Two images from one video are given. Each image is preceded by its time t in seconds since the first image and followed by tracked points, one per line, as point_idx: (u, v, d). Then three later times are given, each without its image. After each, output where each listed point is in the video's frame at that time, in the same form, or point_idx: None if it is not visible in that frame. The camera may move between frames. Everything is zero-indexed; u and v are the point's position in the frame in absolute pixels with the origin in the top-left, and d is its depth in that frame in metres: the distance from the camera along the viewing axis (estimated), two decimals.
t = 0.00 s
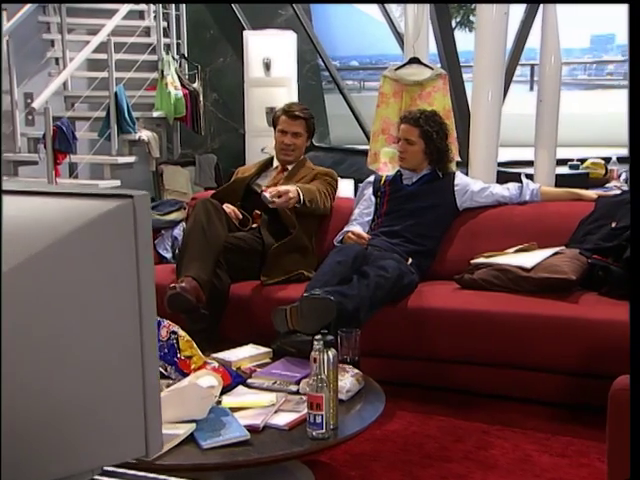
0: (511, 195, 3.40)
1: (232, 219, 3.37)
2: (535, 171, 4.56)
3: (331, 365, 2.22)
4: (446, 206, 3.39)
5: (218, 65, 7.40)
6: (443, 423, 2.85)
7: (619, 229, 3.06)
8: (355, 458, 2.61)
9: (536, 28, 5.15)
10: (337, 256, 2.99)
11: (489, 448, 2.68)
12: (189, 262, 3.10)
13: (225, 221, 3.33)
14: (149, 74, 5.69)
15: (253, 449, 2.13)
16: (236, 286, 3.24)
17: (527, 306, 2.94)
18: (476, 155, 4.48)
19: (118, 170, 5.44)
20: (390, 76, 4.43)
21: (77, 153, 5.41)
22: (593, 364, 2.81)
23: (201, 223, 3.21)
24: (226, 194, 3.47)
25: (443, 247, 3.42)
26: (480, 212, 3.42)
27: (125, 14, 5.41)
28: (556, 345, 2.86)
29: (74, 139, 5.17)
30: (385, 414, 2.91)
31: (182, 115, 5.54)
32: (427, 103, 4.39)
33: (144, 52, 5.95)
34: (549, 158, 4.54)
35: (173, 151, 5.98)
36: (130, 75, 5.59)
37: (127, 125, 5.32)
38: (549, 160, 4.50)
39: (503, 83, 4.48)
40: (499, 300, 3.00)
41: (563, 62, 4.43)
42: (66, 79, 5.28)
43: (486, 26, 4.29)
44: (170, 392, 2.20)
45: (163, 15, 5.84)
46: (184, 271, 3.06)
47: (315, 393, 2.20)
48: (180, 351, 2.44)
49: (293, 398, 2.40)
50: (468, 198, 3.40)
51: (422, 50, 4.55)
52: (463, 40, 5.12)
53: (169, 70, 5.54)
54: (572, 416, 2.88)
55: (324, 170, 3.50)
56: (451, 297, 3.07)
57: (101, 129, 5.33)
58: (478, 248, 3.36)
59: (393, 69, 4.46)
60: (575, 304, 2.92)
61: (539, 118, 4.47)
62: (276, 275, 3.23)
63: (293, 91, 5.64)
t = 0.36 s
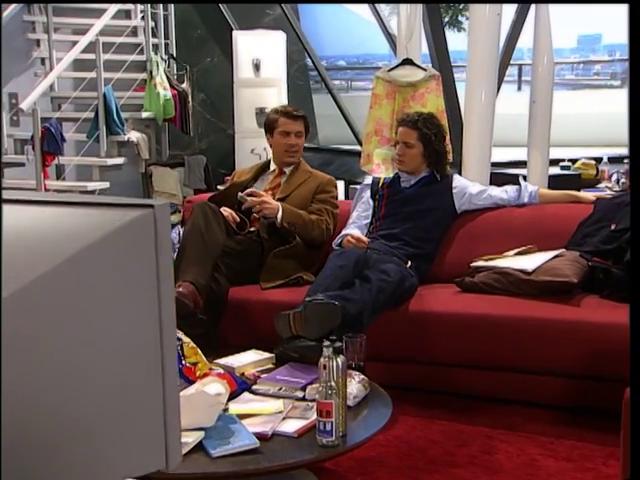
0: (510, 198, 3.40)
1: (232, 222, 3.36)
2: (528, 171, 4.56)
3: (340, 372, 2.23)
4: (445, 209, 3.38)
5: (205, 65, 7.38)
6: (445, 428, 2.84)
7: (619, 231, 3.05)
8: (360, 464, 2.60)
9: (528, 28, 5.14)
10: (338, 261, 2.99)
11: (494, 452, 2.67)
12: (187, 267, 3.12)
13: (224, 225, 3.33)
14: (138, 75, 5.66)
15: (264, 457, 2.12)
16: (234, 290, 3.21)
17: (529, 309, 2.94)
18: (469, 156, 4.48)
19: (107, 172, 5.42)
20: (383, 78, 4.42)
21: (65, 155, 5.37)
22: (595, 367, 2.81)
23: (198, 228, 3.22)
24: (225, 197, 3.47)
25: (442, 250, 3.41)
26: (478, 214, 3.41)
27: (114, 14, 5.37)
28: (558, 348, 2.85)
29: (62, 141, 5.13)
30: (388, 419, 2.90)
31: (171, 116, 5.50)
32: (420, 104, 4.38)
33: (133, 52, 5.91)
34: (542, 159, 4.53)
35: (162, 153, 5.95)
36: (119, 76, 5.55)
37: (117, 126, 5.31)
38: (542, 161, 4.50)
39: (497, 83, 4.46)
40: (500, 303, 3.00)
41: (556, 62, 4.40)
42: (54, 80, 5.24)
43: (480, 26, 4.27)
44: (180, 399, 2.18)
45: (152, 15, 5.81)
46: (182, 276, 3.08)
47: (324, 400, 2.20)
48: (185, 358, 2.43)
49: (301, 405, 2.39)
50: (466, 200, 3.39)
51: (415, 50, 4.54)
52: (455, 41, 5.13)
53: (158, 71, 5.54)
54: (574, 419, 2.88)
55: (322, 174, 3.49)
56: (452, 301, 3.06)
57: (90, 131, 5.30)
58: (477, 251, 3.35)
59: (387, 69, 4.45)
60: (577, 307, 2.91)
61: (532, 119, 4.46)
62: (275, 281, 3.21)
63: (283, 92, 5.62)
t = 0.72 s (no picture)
0: (510, 201, 3.39)
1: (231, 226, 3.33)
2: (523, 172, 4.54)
3: (352, 380, 2.22)
4: (446, 212, 3.36)
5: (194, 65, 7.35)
6: (451, 433, 2.83)
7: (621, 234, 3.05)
8: (368, 471, 2.58)
9: (522, 29, 5.15)
10: (342, 265, 2.98)
11: (502, 458, 2.66)
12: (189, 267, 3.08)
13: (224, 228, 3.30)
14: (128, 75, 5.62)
15: (277, 467, 2.10)
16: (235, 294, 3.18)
17: (533, 313, 2.92)
18: (465, 157, 4.46)
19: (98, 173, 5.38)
20: (378, 79, 4.40)
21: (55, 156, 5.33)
22: (600, 372, 2.80)
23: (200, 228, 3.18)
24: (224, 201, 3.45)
25: (443, 254, 3.39)
26: (479, 217, 3.40)
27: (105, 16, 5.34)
28: (564, 351, 2.84)
29: (53, 142, 5.09)
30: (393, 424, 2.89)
31: (162, 116, 5.48)
32: (415, 105, 4.36)
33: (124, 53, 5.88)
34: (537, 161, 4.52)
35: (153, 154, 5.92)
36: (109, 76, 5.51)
37: (107, 126, 5.29)
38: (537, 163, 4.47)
39: (492, 82, 4.45)
40: (504, 307, 2.98)
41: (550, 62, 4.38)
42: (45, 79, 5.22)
43: (474, 29, 4.25)
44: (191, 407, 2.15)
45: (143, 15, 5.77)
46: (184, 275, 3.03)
47: (337, 408, 2.18)
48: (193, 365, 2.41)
49: (310, 412, 2.38)
50: (466, 203, 3.38)
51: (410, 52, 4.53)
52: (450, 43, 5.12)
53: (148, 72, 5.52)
54: (580, 423, 2.87)
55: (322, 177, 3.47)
56: (455, 305, 3.05)
57: (80, 132, 5.25)
58: (478, 254, 3.34)
59: (382, 71, 4.43)
60: (581, 310, 2.90)
61: (528, 120, 4.44)
62: (277, 284, 3.19)
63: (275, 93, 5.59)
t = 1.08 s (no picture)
0: (510, 204, 3.38)
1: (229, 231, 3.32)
2: (518, 173, 4.49)
3: (364, 388, 2.21)
4: (446, 215, 3.35)
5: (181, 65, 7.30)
6: (455, 438, 2.82)
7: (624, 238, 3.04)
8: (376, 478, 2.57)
9: (516, 28, 5.12)
10: (345, 270, 2.97)
11: (508, 463, 2.65)
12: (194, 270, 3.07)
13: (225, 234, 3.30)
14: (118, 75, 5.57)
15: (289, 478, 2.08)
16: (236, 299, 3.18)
17: (536, 317, 2.92)
18: (460, 156, 4.44)
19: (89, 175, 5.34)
20: (373, 80, 4.38)
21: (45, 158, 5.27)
22: (604, 376, 2.80)
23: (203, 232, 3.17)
24: (224, 205, 3.45)
25: (443, 257, 3.38)
26: (478, 220, 3.39)
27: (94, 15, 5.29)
28: (566, 354, 2.84)
29: (43, 144, 5.03)
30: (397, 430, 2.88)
31: (153, 117, 5.50)
32: (410, 107, 4.33)
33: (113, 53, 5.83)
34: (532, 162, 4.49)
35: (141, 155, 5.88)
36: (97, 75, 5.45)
37: (98, 129, 5.25)
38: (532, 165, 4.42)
39: (486, 80, 4.42)
40: (507, 312, 2.98)
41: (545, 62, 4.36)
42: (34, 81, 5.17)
43: (469, 29, 4.24)
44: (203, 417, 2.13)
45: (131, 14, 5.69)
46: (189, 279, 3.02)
47: (349, 417, 2.17)
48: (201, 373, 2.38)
49: (319, 420, 2.37)
50: (466, 206, 3.38)
51: (405, 52, 4.49)
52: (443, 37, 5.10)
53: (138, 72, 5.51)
54: (584, 428, 2.86)
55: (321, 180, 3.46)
56: (457, 309, 3.04)
57: (70, 133, 5.21)
58: (479, 258, 3.32)
59: (376, 72, 4.41)
60: (585, 314, 2.90)
61: (522, 120, 4.41)
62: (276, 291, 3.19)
63: (266, 94, 5.55)
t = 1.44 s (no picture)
0: (510, 206, 3.38)
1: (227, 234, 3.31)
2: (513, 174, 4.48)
3: (376, 395, 2.21)
4: (446, 218, 3.34)
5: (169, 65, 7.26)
6: (460, 443, 2.81)
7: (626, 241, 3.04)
8: None
9: (509, 27, 5.11)
10: (348, 274, 2.95)
11: (515, 469, 2.64)
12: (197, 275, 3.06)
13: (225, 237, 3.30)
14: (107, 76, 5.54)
15: None
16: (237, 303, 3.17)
17: (540, 321, 2.91)
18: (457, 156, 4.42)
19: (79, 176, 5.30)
20: (368, 81, 4.35)
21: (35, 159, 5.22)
22: (610, 380, 2.79)
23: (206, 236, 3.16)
24: (222, 209, 3.45)
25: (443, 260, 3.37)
26: (479, 222, 3.38)
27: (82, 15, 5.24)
28: (573, 356, 2.83)
29: (33, 145, 4.98)
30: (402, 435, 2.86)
31: (143, 118, 5.45)
32: (406, 108, 4.31)
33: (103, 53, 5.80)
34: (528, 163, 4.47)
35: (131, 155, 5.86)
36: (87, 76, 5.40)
37: (88, 129, 5.22)
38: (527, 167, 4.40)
39: (481, 80, 4.41)
40: (511, 316, 2.97)
41: (540, 62, 4.35)
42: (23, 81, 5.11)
43: (464, 27, 4.24)
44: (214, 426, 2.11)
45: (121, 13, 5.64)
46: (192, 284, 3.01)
47: (362, 424, 2.15)
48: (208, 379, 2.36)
49: (329, 428, 2.35)
50: (467, 209, 3.36)
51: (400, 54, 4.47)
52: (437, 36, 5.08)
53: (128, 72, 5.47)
54: (589, 432, 2.86)
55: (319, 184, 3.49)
56: (461, 313, 3.03)
57: (60, 134, 5.16)
58: (480, 261, 3.31)
59: (371, 73, 4.39)
60: (590, 318, 2.89)
61: (517, 122, 4.39)
62: (277, 295, 3.19)
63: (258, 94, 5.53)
